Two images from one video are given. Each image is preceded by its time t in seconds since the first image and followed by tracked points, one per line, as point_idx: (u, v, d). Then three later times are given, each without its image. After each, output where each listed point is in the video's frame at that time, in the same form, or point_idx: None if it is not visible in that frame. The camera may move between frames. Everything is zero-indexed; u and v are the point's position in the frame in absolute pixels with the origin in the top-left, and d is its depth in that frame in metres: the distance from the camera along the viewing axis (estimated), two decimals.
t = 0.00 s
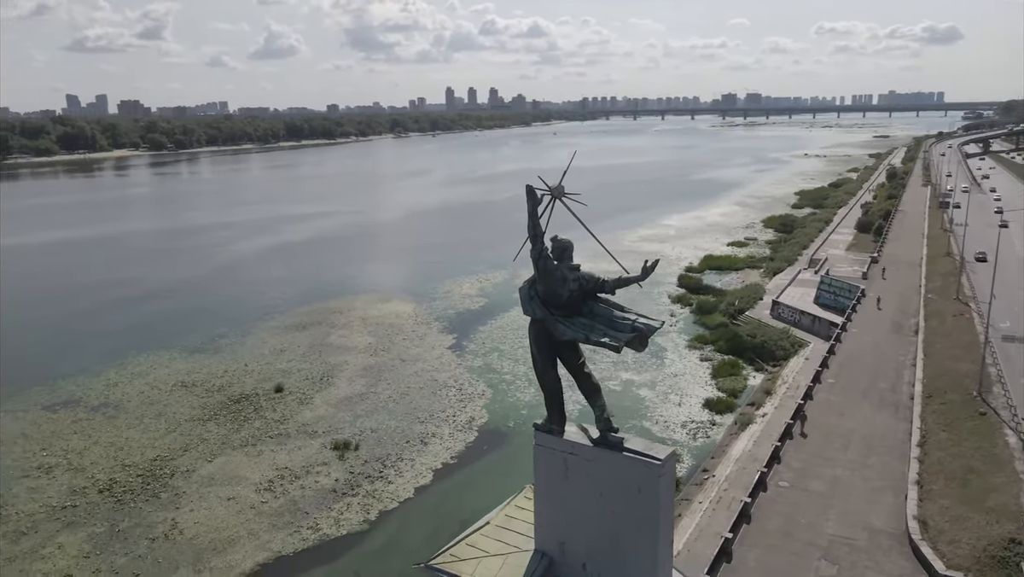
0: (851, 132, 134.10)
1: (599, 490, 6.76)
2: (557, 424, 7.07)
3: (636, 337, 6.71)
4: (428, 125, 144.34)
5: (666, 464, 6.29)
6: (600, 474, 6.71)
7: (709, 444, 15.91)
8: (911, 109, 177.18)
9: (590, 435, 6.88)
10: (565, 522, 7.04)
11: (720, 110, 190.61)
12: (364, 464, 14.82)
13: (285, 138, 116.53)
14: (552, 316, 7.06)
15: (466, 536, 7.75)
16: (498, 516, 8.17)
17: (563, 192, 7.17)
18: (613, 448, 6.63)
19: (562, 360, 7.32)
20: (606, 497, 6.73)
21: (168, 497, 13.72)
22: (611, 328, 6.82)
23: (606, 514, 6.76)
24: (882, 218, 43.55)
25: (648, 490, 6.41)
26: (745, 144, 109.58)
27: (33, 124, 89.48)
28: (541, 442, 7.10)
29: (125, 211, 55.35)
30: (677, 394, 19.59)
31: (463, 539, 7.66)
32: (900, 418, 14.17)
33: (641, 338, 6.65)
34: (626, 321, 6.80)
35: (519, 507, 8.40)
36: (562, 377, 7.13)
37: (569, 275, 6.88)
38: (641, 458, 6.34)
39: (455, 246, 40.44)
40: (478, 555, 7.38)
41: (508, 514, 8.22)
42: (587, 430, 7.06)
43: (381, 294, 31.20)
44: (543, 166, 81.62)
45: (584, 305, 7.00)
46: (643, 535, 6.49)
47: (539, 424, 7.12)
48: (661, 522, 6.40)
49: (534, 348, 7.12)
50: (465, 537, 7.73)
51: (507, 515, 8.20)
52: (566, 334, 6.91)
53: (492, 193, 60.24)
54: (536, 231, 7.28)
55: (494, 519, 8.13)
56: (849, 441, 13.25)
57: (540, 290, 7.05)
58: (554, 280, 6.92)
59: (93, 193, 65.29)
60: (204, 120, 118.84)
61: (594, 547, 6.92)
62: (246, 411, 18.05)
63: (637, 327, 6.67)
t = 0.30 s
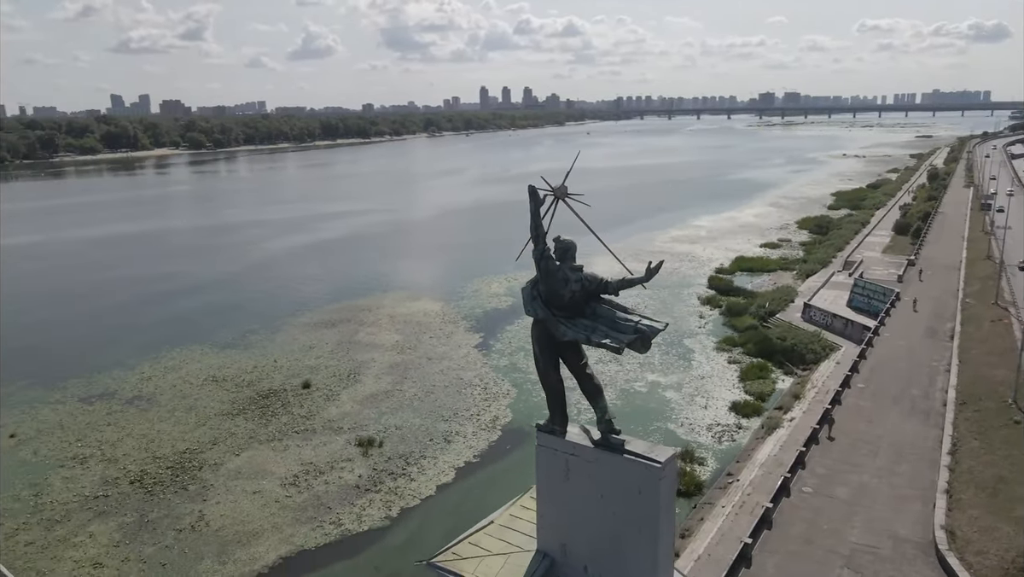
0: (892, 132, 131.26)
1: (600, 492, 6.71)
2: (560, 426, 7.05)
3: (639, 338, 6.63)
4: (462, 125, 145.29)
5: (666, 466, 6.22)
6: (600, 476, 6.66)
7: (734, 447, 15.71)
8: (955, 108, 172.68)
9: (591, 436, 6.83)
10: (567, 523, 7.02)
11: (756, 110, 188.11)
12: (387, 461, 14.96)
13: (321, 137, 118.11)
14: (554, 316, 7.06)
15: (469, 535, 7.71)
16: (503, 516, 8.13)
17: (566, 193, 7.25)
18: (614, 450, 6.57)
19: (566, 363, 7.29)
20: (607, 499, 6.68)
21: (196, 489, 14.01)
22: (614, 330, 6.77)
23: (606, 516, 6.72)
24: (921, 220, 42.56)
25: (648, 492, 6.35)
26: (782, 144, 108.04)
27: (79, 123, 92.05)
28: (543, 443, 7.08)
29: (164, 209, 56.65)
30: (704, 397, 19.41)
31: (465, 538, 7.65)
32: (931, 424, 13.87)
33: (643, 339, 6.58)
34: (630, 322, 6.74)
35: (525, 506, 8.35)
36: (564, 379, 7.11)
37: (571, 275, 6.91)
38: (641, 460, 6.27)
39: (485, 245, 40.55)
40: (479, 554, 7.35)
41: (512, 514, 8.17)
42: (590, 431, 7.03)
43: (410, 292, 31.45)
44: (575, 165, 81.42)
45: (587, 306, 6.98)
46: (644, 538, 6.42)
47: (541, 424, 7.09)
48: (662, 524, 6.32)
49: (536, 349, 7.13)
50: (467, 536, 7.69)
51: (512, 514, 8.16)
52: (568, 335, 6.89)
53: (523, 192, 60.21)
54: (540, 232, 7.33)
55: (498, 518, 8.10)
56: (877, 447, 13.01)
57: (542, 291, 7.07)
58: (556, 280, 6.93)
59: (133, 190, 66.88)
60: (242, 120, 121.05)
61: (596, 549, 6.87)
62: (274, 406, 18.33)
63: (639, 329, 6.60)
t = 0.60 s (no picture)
0: (934, 132, 128.12)
1: (600, 493, 6.68)
2: (562, 426, 7.02)
3: (641, 340, 6.57)
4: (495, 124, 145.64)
5: (666, 470, 6.18)
6: (600, 477, 6.64)
7: (760, 451, 15.49)
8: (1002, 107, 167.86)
9: (592, 438, 6.81)
10: (567, 524, 6.97)
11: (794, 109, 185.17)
12: (410, 458, 15.06)
13: (355, 135, 119.33)
14: (555, 316, 7.03)
15: (471, 534, 7.63)
16: (507, 515, 8.06)
17: (569, 192, 7.17)
18: (614, 452, 6.53)
19: (568, 364, 7.27)
20: (606, 500, 6.64)
21: (223, 482, 14.27)
22: (616, 331, 6.72)
23: (606, 517, 6.68)
24: (962, 222, 41.47)
25: (647, 494, 6.30)
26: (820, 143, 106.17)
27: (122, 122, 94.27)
28: (545, 443, 7.06)
29: (201, 206, 57.77)
30: (730, 399, 19.19)
31: (468, 536, 7.59)
32: (963, 432, 13.55)
33: (645, 340, 6.53)
34: (632, 323, 6.68)
35: (529, 507, 8.27)
36: (565, 379, 7.09)
37: (573, 276, 6.89)
38: (639, 462, 6.25)
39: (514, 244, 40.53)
40: (481, 553, 7.28)
41: (517, 514, 8.10)
42: (591, 432, 7.00)
43: (439, 290, 31.60)
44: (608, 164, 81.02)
45: (588, 307, 6.95)
46: (644, 540, 6.37)
47: (543, 424, 7.06)
48: (662, 526, 6.27)
49: (538, 349, 7.13)
50: (470, 535, 7.61)
51: (516, 514, 8.08)
52: (569, 335, 6.87)
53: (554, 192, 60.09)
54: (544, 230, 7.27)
55: (502, 517, 8.04)
56: (905, 454, 12.76)
57: (544, 291, 7.05)
58: (557, 280, 6.92)
59: (172, 188, 68.30)
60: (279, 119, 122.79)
61: (596, 551, 6.82)
62: (301, 402, 18.58)
63: (641, 330, 6.54)
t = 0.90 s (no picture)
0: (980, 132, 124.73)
1: (600, 494, 6.65)
2: (563, 426, 6.98)
3: (642, 341, 6.52)
4: (529, 124, 145.88)
5: (665, 472, 6.15)
6: (600, 478, 6.61)
7: (787, 456, 15.26)
8: None
9: (593, 438, 6.78)
10: (569, 524, 6.95)
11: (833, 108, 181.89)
12: (433, 456, 15.15)
13: (389, 134, 120.27)
14: (556, 317, 7.02)
15: (473, 533, 7.74)
16: (512, 514, 8.19)
17: (571, 192, 7.10)
18: (614, 453, 6.52)
19: (571, 363, 7.27)
20: (606, 502, 6.61)
21: (249, 475, 14.50)
22: (619, 332, 6.68)
23: (607, 519, 6.65)
24: (1005, 224, 40.28)
25: (646, 496, 6.27)
26: (860, 144, 104.25)
27: (163, 121, 96.54)
28: (546, 443, 7.03)
29: (237, 204, 58.79)
30: (757, 403, 18.93)
31: (471, 535, 7.71)
32: (998, 440, 13.20)
33: (647, 342, 6.48)
34: (635, 325, 6.63)
35: (534, 506, 8.39)
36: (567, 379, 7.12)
37: (575, 276, 6.85)
38: (638, 465, 6.21)
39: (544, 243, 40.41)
40: (483, 551, 7.39)
41: (522, 513, 8.21)
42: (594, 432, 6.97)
43: (467, 289, 31.68)
44: (641, 164, 80.56)
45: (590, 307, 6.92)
46: (643, 542, 6.33)
47: (545, 424, 7.02)
48: (662, 530, 6.24)
49: (540, 349, 7.14)
50: (472, 534, 7.73)
51: (522, 513, 8.20)
52: (570, 335, 6.85)
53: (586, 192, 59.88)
54: (546, 229, 7.23)
55: (507, 516, 8.15)
56: (936, 463, 12.47)
57: (547, 291, 7.04)
58: (560, 282, 6.89)
59: (210, 186, 69.76)
60: (316, 118, 124.16)
61: (596, 552, 6.79)
62: (328, 398, 18.82)
63: (644, 332, 6.49)
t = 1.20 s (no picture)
0: None
1: (599, 496, 6.87)
2: (565, 427, 7.18)
3: (643, 343, 6.76)
4: (562, 124, 145.93)
5: (663, 475, 6.31)
6: (600, 480, 6.80)
7: (813, 461, 15.01)
8: None
9: (594, 440, 6.98)
10: (569, 525, 7.19)
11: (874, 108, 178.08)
12: (456, 454, 15.22)
13: (423, 134, 120.98)
14: (557, 317, 7.24)
15: (476, 532, 8.10)
16: (515, 514, 8.58)
17: (574, 193, 7.29)
18: (613, 454, 6.71)
19: (571, 362, 7.50)
20: (606, 503, 6.81)
21: (275, 470, 14.73)
22: (619, 333, 6.92)
23: (606, 521, 6.85)
24: None
25: (643, 499, 6.44)
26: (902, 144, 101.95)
27: (202, 121, 98.54)
28: (549, 444, 7.27)
29: (271, 202, 59.71)
30: (785, 407, 18.66)
31: (475, 533, 8.08)
32: None
33: (647, 343, 6.72)
34: (636, 326, 6.87)
35: (536, 507, 8.76)
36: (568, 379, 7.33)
37: (576, 277, 7.05)
38: (636, 467, 6.38)
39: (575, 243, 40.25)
40: (483, 550, 7.72)
41: (524, 514, 8.59)
42: (594, 434, 7.18)
43: (496, 289, 31.72)
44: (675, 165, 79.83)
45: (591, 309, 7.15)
46: (640, 545, 6.50)
47: (548, 426, 7.24)
48: (658, 532, 6.41)
49: (542, 351, 7.38)
50: (474, 532, 8.09)
51: (524, 513, 8.59)
52: (570, 336, 7.09)
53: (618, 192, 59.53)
54: (548, 229, 7.42)
55: (510, 515, 8.55)
56: (968, 471, 12.17)
57: (548, 292, 7.26)
58: (561, 283, 7.12)
59: (246, 184, 70.94)
60: (351, 117, 125.42)
61: (596, 553, 7.01)
62: (354, 394, 19.03)
63: (645, 334, 6.74)
